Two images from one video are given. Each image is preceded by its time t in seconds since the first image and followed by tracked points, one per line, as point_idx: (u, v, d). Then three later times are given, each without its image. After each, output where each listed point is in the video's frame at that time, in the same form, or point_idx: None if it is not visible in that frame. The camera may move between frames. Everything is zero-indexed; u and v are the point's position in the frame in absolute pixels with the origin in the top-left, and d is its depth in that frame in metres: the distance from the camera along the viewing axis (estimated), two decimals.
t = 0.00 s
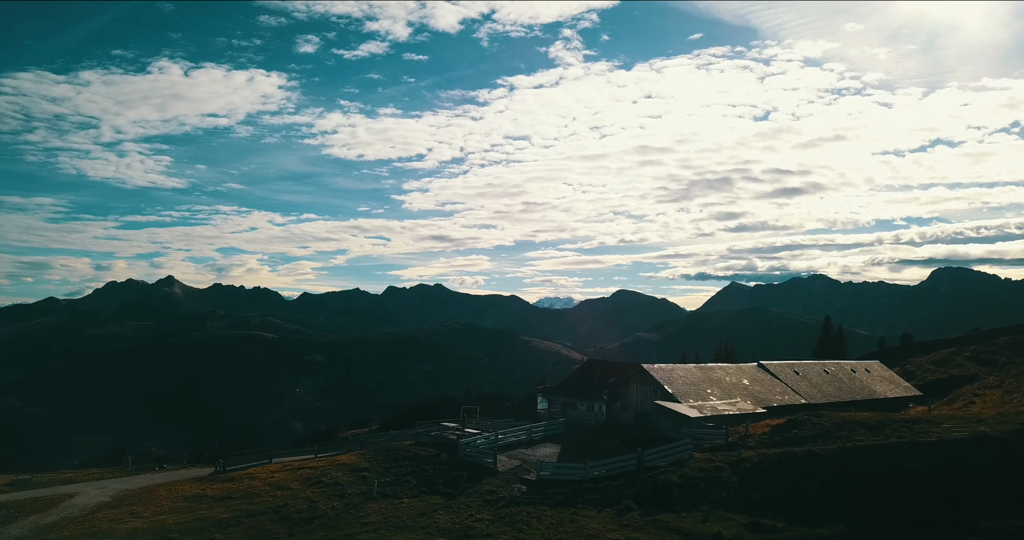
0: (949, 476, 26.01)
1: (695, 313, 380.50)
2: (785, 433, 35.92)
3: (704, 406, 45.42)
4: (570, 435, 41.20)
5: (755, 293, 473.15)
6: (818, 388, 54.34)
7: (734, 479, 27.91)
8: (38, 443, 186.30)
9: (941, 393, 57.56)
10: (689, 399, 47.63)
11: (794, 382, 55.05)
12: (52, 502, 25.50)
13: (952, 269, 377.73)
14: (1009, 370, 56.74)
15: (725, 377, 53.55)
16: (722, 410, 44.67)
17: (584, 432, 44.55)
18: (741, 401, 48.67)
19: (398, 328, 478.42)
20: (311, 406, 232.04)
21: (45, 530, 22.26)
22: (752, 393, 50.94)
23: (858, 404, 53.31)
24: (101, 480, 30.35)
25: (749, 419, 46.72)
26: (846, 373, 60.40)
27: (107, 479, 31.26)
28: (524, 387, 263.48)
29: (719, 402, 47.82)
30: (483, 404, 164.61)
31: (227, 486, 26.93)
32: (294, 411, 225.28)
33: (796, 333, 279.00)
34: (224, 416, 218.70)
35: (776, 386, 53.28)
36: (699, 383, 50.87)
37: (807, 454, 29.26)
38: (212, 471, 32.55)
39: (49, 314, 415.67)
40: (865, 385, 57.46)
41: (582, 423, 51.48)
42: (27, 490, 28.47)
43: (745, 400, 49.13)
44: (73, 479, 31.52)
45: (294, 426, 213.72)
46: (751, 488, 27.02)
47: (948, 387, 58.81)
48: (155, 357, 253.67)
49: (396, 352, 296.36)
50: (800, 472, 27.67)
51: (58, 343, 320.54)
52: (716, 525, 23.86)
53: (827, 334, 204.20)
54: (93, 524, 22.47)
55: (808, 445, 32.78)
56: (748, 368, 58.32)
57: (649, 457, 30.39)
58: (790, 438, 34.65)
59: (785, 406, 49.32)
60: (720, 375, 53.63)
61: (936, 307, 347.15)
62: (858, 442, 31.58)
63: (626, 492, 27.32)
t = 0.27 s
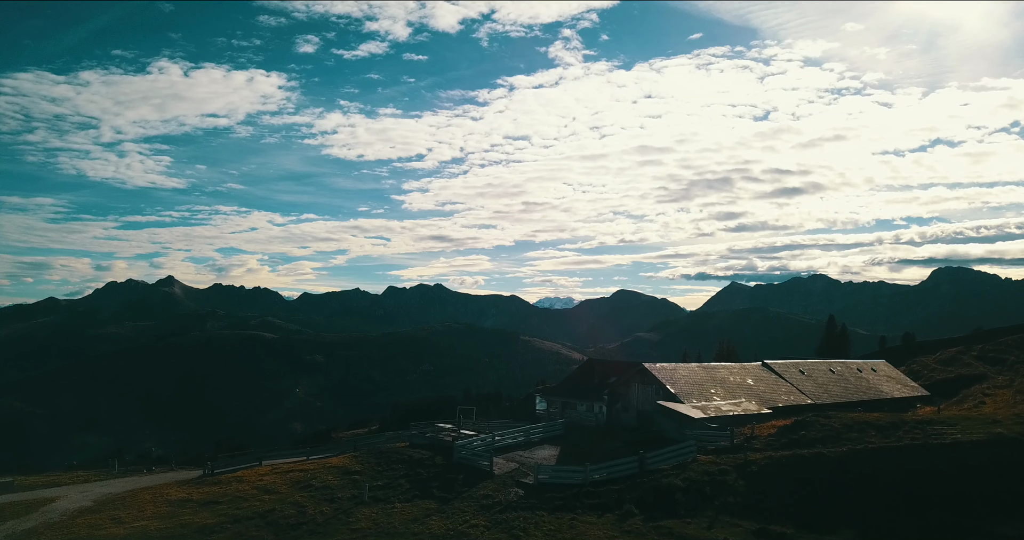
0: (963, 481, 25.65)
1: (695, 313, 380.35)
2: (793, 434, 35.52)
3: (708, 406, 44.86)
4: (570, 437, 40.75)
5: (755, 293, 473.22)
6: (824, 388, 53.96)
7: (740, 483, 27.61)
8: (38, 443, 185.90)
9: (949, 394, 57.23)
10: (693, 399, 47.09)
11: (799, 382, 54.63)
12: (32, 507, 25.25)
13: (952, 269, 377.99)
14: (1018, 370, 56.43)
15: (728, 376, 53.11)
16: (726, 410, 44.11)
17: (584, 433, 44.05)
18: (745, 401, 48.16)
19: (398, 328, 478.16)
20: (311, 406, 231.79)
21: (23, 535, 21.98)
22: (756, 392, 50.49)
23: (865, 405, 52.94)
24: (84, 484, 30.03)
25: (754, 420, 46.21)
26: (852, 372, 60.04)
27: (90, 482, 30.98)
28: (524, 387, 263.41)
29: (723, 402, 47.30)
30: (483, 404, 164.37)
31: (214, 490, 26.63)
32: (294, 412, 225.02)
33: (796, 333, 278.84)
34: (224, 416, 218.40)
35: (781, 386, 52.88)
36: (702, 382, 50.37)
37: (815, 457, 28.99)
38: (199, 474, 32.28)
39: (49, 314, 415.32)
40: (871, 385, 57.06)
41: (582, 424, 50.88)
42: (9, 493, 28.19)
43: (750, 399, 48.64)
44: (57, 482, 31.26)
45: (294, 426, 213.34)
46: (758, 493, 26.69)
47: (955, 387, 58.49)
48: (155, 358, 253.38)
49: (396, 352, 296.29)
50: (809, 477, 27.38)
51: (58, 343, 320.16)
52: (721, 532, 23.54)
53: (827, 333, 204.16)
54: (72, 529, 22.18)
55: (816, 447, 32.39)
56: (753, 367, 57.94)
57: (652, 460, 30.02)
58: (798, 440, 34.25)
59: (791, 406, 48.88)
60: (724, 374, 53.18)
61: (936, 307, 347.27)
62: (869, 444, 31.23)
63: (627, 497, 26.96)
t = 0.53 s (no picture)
0: (985, 492, 24.87)
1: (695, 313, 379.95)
2: (803, 437, 34.82)
3: (712, 406, 44.10)
4: (568, 439, 40.07)
5: (755, 293, 473.01)
6: (830, 388, 53.30)
7: (748, 487, 26.91)
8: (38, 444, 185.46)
9: (958, 393, 56.64)
10: (697, 398, 46.13)
11: (806, 382, 53.92)
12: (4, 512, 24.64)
13: (952, 268, 377.64)
14: None
15: (733, 375, 52.40)
16: (731, 411, 43.35)
17: (583, 435, 43.21)
18: (750, 401, 47.45)
19: (398, 328, 477.72)
20: (311, 406, 231.29)
21: None
22: (762, 392, 49.80)
23: (873, 405, 52.30)
24: (63, 489, 29.48)
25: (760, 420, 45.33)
26: (859, 372, 59.48)
27: (70, 486, 30.45)
28: (524, 387, 263.04)
29: (728, 401, 46.44)
30: (483, 404, 163.77)
31: (196, 495, 26.10)
32: (294, 411, 224.68)
33: (796, 333, 278.41)
34: (223, 417, 217.87)
35: (787, 386, 52.23)
36: (707, 381, 49.61)
37: (827, 462, 28.24)
38: (183, 478, 31.69)
39: (49, 315, 415.00)
40: (879, 385, 56.45)
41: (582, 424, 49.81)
42: None
43: (754, 399, 47.94)
44: (36, 486, 30.75)
45: (294, 426, 212.69)
46: (767, 498, 26.00)
47: (965, 386, 57.85)
48: (155, 358, 253.26)
49: (396, 352, 296.15)
50: (820, 482, 26.69)
51: (58, 344, 319.88)
52: None
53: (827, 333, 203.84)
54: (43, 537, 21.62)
55: (828, 450, 31.64)
56: (759, 366, 57.31)
57: (654, 463, 29.30)
58: (809, 442, 33.48)
59: (797, 406, 48.07)
60: (728, 373, 52.52)
61: (937, 306, 346.80)
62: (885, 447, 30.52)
63: (629, 502, 26.21)
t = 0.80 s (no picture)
0: (1003, 504, 24.43)
1: (695, 313, 379.80)
2: (812, 440, 34.20)
3: (716, 409, 43.50)
4: (567, 443, 39.52)
5: (755, 293, 472.94)
6: (835, 388, 52.80)
7: (755, 494, 26.30)
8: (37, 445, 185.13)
9: (965, 394, 56.23)
10: (701, 401, 45.42)
11: (812, 382, 53.33)
12: None
13: (952, 269, 377.52)
14: None
15: (737, 375, 51.82)
16: (735, 413, 42.75)
17: (583, 437, 42.49)
18: (754, 402, 46.86)
19: (398, 328, 477.39)
20: (311, 406, 231.03)
21: None
22: (767, 392, 49.21)
23: (880, 406, 51.75)
24: (47, 493, 29.26)
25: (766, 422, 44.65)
26: (865, 372, 58.92)
27: (53, 491, 30.25)
28: (524, 387, 262.90)
29: (732, 403, 45.81)
30: (483, 405, 163.49)
31: (179, 500, 25.78)
32: (294, 412, 224.44)
33: (796, 333, 278.21)
34: (223, 417, 217.41)
35: (793, 386, 51.64)
36: (710, 382, 49.02)
37: (839, 467, 27.62)
38: (169, 482, 31.45)
39: (49, 315, 414.90)
40: (886, 386, 55.90)
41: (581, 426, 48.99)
42: None
43: (759, 400, 47.36)
44: (20, 490, 30.56)
45: (294, 426, 212.19)
46: (775, 505, 25.50)
47: (973, 387, 57.38)
48: (155, 358, 253.05)
49: (396, 352, 295.90)
50: (830, 490, 26.09)
51: (58, 345, 319.66)
52: None
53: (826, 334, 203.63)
54: None
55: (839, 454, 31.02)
56: (764, 366, 56.79)
57: (657, 468, 28.73)
58: (818, 446, 32.88)
59: (802, 408, 47.48)
60: (733, 373, 51.91)
61: (936, 306, 346.63)
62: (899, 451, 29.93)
63: (631, 509, 25.68)
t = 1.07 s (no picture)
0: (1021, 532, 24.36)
1: (695, 313, 379.56)
2: (824, 444, 33.53)
3: (720, 412, 42.83)
4: (566, 448, 38.97)
5: (755, 293, 472.86)
6: (844, 390, 52.23)
7: (765, 503, 25.72)
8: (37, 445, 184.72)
9: (976, 396, 55.72)
10: (706, 404, 44.66)
11: (819, 384, 52.70)
12: None
13: (952, 269, 377.43)
14: None
15: (743, 377, 51.08)
16: (742, 417, 41.95)
17: (583, 441, 41.78)
18: (761, 404, 46.14)
19: (398, 328, 476.58)
20: (311, 406, 230.65)
21: None
22: (774, 394, 48.45)
23: (889, 408, 51.21)
24: (26, 499, 29.01)
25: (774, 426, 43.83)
26: (873, 373, 58.37)
27: (32, 497, 29.96)
28: (524, 387, 262.68)
29: (738, 406, 45.02)
30: (484, 405, 163.07)
31: (159, 508, 25.49)
32: (294, 412, 224.03)
33: (797, 333, 277.80)
34: (223, 418, 216.97)
35: (800, 388, 50.93)
36: (716, 385, 48.21)
37: (856, 480, 26.94)
38: (152, 488, 31.16)
39: (49, 316, 414.60)
40: (894, 387, 55.37)
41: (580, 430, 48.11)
42: None
43: (766, 403, 46.65)
44: None
45: (294, 426, 211.69)
46: (786, 518, 24.94)
47: (983, 388, 56.88)
48: (155, 358, 252.79)
49: (396, 352, 295.60)
50: (845, 504, 25.62)
51: (58, 345, 319.34)
52: None
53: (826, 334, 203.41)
54: None
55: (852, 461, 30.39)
56: (771, 367, 56.17)
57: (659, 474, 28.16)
58: (830, 450, 32.20)
59: (810, 410, 46.80)
60: (738, 375, 51.27)
61: (937, 306, 346.39)
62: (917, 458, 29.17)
63: (633, 518, 25.02)
